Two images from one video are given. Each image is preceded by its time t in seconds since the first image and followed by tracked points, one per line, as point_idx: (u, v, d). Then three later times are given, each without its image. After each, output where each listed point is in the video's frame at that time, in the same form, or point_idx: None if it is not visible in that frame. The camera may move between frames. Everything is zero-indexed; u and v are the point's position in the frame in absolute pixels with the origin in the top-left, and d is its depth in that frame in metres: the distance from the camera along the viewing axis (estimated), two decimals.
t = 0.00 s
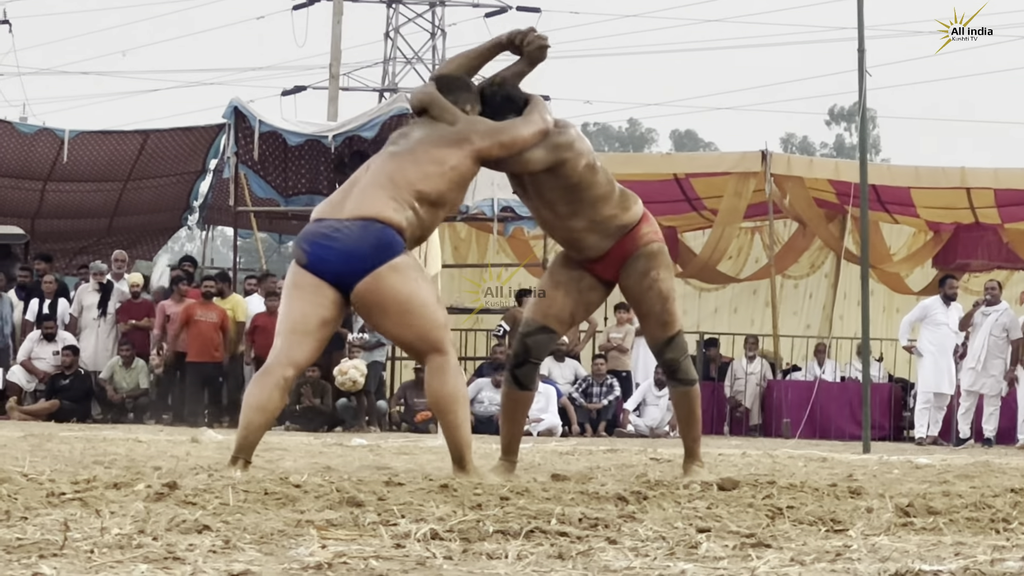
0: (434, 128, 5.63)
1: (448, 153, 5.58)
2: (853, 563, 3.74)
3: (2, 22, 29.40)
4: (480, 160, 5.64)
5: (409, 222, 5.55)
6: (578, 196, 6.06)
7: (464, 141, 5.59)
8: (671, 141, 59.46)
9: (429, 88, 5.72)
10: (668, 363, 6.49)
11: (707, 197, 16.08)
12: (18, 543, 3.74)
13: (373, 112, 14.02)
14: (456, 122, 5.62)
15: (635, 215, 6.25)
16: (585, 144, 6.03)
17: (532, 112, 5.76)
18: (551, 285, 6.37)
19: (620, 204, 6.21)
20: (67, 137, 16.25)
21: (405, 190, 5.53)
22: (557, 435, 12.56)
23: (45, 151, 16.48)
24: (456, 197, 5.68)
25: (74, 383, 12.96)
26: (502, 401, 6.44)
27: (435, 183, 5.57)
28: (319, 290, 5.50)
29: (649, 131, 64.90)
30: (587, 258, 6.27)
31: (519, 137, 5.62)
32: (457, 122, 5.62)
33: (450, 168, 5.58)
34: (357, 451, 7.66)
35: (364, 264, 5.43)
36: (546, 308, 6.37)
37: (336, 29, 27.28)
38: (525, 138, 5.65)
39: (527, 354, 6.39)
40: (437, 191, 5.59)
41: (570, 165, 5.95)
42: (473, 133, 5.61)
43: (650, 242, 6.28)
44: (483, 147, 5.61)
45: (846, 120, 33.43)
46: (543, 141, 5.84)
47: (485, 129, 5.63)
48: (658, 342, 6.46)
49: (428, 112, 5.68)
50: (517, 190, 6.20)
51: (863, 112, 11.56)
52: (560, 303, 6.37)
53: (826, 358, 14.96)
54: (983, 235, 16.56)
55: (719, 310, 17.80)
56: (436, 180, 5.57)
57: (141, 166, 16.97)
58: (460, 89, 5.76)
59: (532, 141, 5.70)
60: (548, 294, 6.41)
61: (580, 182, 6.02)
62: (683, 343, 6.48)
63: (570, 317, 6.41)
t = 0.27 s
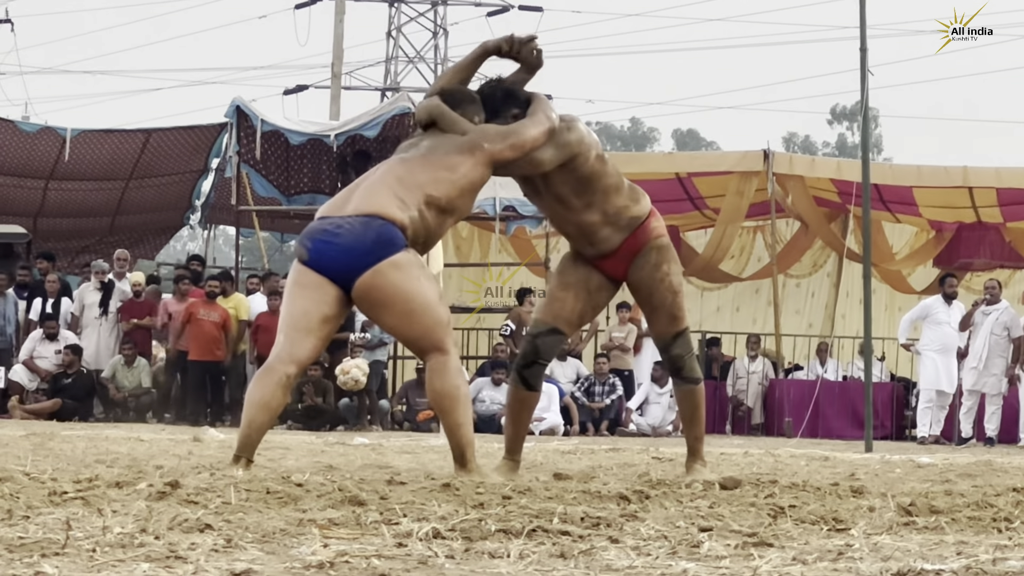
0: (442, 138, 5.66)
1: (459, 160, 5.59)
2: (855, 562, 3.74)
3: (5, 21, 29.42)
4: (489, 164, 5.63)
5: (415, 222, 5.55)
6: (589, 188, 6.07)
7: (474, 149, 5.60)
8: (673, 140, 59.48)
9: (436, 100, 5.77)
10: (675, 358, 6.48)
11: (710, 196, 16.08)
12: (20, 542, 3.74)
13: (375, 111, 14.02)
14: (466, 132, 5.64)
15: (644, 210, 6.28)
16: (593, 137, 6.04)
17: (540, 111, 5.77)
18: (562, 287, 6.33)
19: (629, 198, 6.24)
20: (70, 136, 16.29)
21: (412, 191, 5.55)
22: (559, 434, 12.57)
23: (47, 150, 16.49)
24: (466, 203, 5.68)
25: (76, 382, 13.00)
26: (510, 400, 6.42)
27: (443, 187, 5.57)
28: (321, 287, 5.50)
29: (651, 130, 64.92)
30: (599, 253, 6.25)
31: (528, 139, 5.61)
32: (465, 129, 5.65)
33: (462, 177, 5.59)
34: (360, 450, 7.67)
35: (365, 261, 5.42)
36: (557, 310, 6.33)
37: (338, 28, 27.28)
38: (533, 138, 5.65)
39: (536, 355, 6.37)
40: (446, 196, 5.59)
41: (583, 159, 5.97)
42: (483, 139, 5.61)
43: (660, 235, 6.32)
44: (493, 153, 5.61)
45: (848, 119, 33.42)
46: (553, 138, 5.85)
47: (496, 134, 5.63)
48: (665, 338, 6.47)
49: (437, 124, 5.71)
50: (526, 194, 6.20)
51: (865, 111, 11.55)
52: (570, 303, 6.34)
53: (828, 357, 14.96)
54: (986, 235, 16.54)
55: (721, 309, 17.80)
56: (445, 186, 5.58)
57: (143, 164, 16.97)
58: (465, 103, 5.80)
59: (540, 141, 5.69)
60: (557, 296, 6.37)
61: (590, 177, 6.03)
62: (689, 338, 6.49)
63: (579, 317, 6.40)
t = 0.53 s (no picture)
0: (441, 144, 5.63)
1: (462, 164, 5.58)
2: (855, 562, 3.74)
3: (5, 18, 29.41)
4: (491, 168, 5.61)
5: (414, 222, 5.54)
6: (590, 185, 6.08)
7: (476, 153, 5.58)
8: (673, 139, 59.48)
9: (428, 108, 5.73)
10: (674, 358, 6.47)
11: (710, 195, 16.08)
12: (20, 541, 3.74)
13: (376, 110, 14.02)
14: (469, 136, 5.62)
15: (646, 208, 6.26)
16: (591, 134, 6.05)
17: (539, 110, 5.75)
18: (565, 286, 6.35)
19: (632, 195, 6.23)
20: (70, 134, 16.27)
21: (413, 191, 5.54)
22: (560, 433, 12.57)
23: (47, 149, 16.49)
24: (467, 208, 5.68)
25: (77, 381, 13.05)
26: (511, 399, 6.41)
27: (443, 190, 5.56)
28: (317, 284, 5.50)
29: (651, 130, 64.91)
30: (600, 252, 6.26)
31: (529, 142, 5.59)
32: (465, 133, 5.63)
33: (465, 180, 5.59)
34: (360, 449, 7.67)
35: (362, 260, 5.42)
36: (560, 309, 6.35)
37: (338, 27, 27.27)
38: (533, 141, 5.62)
39: (538, 352, 6.37)
40: (448, 200, 5.59)
41: (583, 157, 5.99)
42: (483, 142, 5.59)
43: (661, 234, 6.29)
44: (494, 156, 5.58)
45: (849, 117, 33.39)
46: (552, 138, 5.87)
47: (498, 137, 5.60)
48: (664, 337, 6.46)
49: (433, 131, 5.66)
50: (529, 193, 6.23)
51: (866, 109, 11.54)
52: (574, 303, 6.35)
53: (828, 357, 14.96)
54: (986, 234, 16.55)
55: (722, 308, 17.81)
56: (449, 190, 5.58)
57: (143, 163, 16.97)
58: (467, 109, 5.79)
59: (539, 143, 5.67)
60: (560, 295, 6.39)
61: (590, 174, 6.04)
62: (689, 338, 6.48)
63: (582, 317, 6.42)
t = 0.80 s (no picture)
0: (438, 147, 5.62)
1: (461, 166, 5.59)
2: (855, 560, 3.74)
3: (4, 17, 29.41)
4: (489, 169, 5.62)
5: (412, 221, 5.53)
6: (590, 183, 6.08)
7: (475, 155, 5.58)
8: (673, 139, 59.45)
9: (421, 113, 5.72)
10: (670, 357, 6.47)
11: (710, 193, 16.06)
12: (20, 539, 3.74)
13: (376, 109, 14.02)
14: (468, 138, 5.62)
15: (643, 205, 6.27)
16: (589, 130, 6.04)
17: (535, 110, 5.77)
18: (553, 281, 6.39)
19: (631, 195, 6.22)
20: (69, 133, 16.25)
21: (412, 190, 5.54)
22: (560, 432, 12.56)
23: (47, 147, 16.48)
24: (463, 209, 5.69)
25: (76, 379, 13.09)
26: (512, 395, 6.44)
27: (442, 191, 5.56)
28: (314, 281, 5.50)
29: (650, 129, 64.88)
30: (597, 250, 6.30)
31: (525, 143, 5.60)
32: (462, 135, 5.64)
33: (463, 181, 5.59)
34: (360, 448, 7.66)
35: (360, 258, 5.42)
36: (550, 302, 6.37)
37: (338, 25, 27.26)
38: (530, 142, 5.63)
39: (522, 340, 6.40)
40: (446, 201, 5.59)
41: (581, 155, 5.98)
42: (482, 144, 5.58)
43: (657, 234, 6.27)
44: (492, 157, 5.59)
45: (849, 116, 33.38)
46: (549, 136, 5.87)
47: (497, 139, 5.60)
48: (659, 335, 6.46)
49: (429, 135, 5.65)
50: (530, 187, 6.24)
51: (865, 108, 11.54)
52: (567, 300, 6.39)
53: (828, 356, 14.96)
54: (985, 233, 16.53)
55: (721, 307, 17.82)
56: (448, 191, 5.58)
57: (143, 161, 16.96)
58: (464, 116, 5.84)
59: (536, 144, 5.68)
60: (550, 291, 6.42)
61: (589, 171, 6.03)
62: (685, 338, 6.46)
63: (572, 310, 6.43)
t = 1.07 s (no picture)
0: (438, 146, 5.62)
1: (457, 163, 5.58)
2: (854, 558, 3.74)
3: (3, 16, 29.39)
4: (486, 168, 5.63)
5: (409, 219, 5.53)
6: (582, 180, 6.12)
7: (471, 153, 5.59)
8: (672, 137, 59.46)
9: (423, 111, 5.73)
10: (662, 354, 6.37)
11: (708, 192, 16.05)
12: (19, 537, 3.74)
13: (375, 107, 14.02)
14: (463, 136, 5.63)
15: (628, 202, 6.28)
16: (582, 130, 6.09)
17: (530, 110, 5.81)
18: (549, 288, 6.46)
19: (617, 191, 6.25)
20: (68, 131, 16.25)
21: (410, 188, 5.53)
22: (559, 430, 12.50)
23: (46, 146, 16.48)
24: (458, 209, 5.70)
25: (76, 377, 13.12)
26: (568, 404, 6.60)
27: (439, 190, 5.56)
28: (313, 280, 5.49)
29: (650, 128, 64.89)
30: (581, 248, 6.32)
31: (522, 144, 5.64)
32: (458, 134, 5.64)
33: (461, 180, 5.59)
34: (359, 446, 7.66)
35: (360, 257, 5.42)
36: (555, 319, 6.48)
37: (337, 23, 27.24)
38: (525, 142, 5.67)
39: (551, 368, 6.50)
40: (442, 200, 5.59)
41: (575, 152, 6.02)
42: (479, 144, 5.61)
43: (641, 231, 6.28)
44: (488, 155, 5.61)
45: (848, 114, 33.38)
46: (545, 134, 5.91)
47: (493, 139, 5.63)
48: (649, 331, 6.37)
49: (430, 134, 5.65)
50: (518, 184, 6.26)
51: (865, 107, 11.53)
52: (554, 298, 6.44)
53: (827, 354, 14.96)
54: (984, 232, 16.50)
55: (721, 305, 17.84)
56: (445, 189, 5.58)
57: (142, 159, 16.95)
58: (463, 116, 5.85)
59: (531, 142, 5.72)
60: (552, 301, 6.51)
61: (582, 166, 6.08)
62: (675, 334, 6.35)
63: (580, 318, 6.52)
